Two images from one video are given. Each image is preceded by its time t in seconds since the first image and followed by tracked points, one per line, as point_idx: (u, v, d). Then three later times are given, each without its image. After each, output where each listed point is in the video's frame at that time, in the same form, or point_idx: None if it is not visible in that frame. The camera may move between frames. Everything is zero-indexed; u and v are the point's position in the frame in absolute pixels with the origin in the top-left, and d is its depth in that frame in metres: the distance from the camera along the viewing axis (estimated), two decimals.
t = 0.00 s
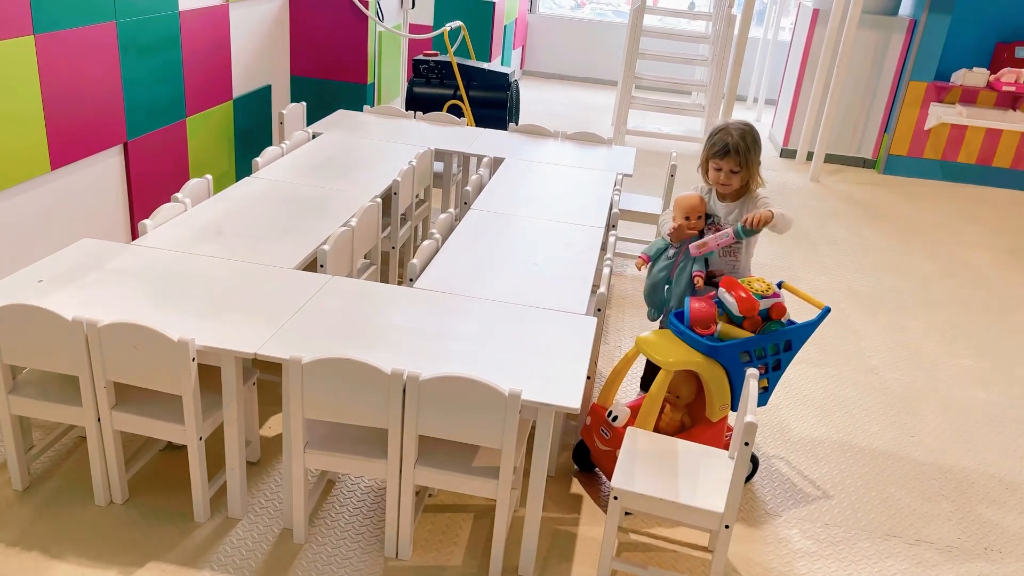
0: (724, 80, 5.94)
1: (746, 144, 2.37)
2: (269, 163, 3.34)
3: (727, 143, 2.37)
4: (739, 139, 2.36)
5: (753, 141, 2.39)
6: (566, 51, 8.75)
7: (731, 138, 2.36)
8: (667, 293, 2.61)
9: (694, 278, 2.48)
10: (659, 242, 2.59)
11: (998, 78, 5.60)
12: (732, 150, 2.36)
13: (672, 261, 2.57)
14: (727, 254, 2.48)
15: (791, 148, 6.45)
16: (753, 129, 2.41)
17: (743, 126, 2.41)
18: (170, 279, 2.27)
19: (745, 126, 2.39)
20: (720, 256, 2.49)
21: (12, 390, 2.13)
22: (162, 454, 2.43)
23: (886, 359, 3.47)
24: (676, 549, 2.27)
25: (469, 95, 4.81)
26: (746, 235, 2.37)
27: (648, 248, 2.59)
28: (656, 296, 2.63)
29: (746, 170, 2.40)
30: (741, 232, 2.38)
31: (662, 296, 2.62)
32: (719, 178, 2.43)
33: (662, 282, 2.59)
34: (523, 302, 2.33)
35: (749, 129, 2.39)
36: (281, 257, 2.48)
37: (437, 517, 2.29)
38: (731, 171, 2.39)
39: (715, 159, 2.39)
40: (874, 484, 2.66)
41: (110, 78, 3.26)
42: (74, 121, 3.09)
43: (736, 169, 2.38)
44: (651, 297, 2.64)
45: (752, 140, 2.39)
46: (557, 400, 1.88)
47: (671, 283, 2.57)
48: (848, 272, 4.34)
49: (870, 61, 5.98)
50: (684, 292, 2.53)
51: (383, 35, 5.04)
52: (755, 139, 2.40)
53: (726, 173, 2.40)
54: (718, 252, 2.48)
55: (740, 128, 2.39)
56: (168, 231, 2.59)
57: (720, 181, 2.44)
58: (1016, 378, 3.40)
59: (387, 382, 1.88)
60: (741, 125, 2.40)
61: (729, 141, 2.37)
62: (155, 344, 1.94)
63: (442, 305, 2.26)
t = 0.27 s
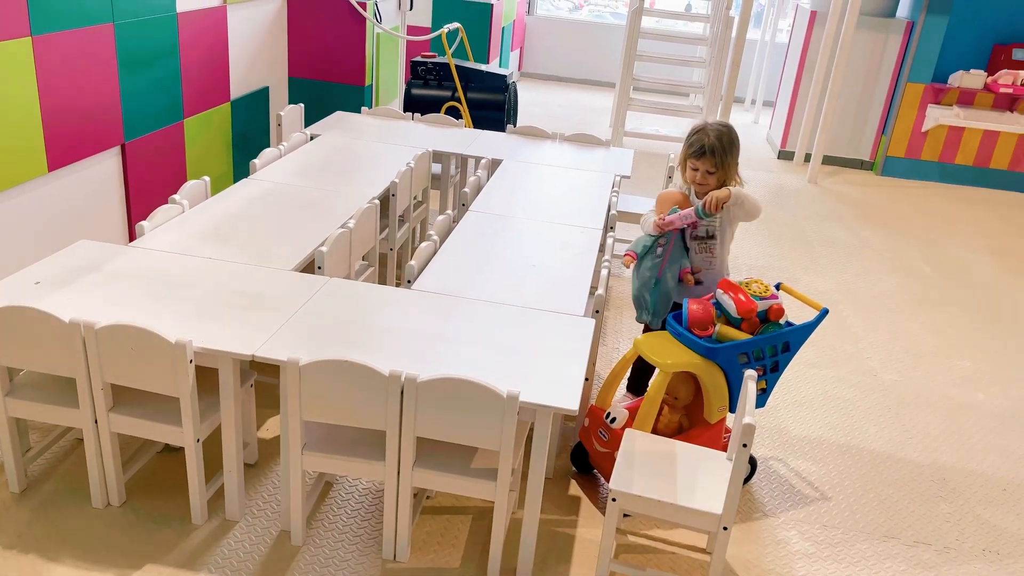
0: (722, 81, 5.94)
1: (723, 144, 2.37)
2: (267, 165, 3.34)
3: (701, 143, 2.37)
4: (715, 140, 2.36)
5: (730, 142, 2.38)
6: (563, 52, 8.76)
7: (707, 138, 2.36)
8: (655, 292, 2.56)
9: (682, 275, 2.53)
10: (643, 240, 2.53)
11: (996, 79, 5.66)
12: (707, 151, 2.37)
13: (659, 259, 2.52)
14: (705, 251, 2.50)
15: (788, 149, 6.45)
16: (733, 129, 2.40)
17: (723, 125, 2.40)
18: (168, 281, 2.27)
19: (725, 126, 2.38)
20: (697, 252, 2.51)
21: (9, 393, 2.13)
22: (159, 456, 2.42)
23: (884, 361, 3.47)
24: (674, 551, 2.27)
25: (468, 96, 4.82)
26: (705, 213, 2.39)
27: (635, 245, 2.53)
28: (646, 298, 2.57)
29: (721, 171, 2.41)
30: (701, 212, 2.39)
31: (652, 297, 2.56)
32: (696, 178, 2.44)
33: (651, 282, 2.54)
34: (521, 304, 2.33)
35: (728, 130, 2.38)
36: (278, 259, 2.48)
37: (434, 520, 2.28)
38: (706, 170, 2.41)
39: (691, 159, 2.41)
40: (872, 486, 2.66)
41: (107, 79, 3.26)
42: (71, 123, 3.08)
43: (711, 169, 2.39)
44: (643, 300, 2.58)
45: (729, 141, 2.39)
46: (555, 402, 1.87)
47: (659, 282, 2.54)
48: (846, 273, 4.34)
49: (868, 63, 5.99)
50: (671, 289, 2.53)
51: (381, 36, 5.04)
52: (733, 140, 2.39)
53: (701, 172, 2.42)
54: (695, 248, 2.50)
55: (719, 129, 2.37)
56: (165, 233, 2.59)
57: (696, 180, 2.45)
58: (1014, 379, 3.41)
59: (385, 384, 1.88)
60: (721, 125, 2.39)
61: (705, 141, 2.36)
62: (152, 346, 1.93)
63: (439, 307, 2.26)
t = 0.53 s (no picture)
0: (721, 83, 5.94)
1: (693, 142, 2.36)
2: (265, 166, 3.34)
3: (669, 138, 2.37)
4: (684, 135, 2.35)
5: (700, 139, 2.37)
6: (562, 54, 8.76)
7: (676, 134, 2.36)
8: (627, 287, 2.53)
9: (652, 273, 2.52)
10: (616, 234, 2.53)
11: (994, 81, 5.65)
12: (676, 146, 2.36)
13: (631, 254, 2.50)
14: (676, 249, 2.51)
15: (787, 151, 6.46)
16: (706, 126, 2.38)
17: (695, 122, 2.39)
18: (166, 282, 2.27)
19: (697, 123, 2.37)
20: (667, 251, 2.52)
21: (7, 395, 2.12)
22: (157, 458, 2.42)
23: (882, 362, 3.47)
24: (673, 553, 2.27)
25: (466, 98, 4.81)
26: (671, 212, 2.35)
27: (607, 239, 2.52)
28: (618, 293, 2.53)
29: (689, 168, 2.40)
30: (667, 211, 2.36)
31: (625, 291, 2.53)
32: (667, 174, 2.43)
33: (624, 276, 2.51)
34: (520, 305, 2.33)
35: (699, 127, 2.36)
36: (276, 261, 2.47)
37: (433, 522, 2.28)
38: (675, 167, 2.40)
39: (660, 154, 2.40)
40: (871, 488, 2.66)
41: (105, 81, 3.26)
42: (70, 125, 3.08)
43: (680, 165, 2.38)
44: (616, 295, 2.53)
45: (700, 138, 2.37)
46: (554, 403, 1.87)
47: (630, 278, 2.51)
48: (845, 275, 4.34)
49: (866, 64, 6.00)
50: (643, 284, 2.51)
51: (380, 38, 5.05)
52: (704, 137, 2.37)
53: (670, 169, 2.41)
54: (666, 246, 2.51)
55: (691, 125, 2.37)
56: (163, 235, 2.59)
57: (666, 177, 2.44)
58: (1012, 380, 3.41)
59: (383, 386, 1.88)
60: (693, 122, 2.38)
61: (674, 136, 2.36)
62: (150, 348, 1.93)
63: (438, 308, 2.26)
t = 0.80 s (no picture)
0: (719, 85, 5.95)
1: (670, 144, 2.36)
2: (265, 169, 3.34)
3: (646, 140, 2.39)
4: (660, 138, 2.36)
5: (678, 143, 2.36)
6: (560, 56, 8.77)
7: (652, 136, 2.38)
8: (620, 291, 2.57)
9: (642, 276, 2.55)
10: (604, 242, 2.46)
11: (992, 83, 5.63)
12: (652, 148, 2.38)
13: (621, 262, 2.54)
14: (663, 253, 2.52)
15: (785, 153, 6.47)
16: (687, 130, 2.37)
17: (678, 125, 2.38)
18: (165, 285, 2.27)
19: (677, 126, 2.37)
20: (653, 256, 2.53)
21: (5, 397, 2.12)
22: (156, 461, 2.42)
23: (881, 364, 3.47)
24: (672, 555, 2.27)
25: (464, 100, 4.81)
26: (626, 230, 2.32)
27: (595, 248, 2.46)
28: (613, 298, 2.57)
29: (664, 171, 2.40)
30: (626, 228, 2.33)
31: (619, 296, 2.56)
32: (648, 177, 2.45)
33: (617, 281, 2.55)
34: (518, 308, 2.33)
35: (677, 130, 2.36)
36: (275, 263, 2.47)
37: (432, 524, 2.28)
38: (652, 169, 2.42)
39: (640, 156, 2.43)
40: (869, 490, 2.66)
41: (104, 83, 3.26)
42: (68, 127, 3.08)
43: (656, 167, 2.40)
44: (612, 301, 2.57)
45: (677, 141, 2.37)
46: (553, 406, 1.87)
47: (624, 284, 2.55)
48: (843, 277, 4.35)
49: (864, 67, 6.01)
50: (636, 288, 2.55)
51: (379, 41, 5.05)
52: (683, 141, 2.37)
53: (649, 171, 2.43)
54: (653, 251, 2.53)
55: (670, 128, 2.37)
56: (162, 237, 2.59)
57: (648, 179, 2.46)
58: (1011, 382, 3.42)
59: (382, 388, 1.88)
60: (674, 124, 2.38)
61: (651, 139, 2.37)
62: (149, 351, 1.93)
63: (437, 311, 2.26)
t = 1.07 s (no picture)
0: (719, 87, 5.96)
1: (667, 153, 2.35)
2: (264, 171, 3.34)
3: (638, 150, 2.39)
4: (656, 146, 2.35)
5: (669, 153, 2.35)
6: (560, 58, 8.77)
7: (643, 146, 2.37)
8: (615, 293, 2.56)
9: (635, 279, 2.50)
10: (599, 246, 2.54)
11: (990, 85, 5.66)
12: (649, 156, 2.36)
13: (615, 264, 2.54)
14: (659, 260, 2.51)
15: (785, 155, 6.47)
16: (678, 139, 2.34)
17: (670, 133, 2.36)
18: (164, 287, 2.27)
19: (667, 134, 2.35)
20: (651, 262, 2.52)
21: (5, 400, 2.12)
22: (155, 463, 2.42)
23: (880, 366, 3.47)
24: (672, 557, 2.27)
25: (464, 102, 4.82)
26: (637, 242, 2.31)
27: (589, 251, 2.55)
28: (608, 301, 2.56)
29: (658, 182, 2.39)
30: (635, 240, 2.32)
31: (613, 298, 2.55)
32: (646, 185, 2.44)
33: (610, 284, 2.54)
34: (518, 310, 2.33)
35: (667, 139, 2.34)
36: (275, 265, 2.48)
37: (432, 526, 2.28)
38: (647, 179, 2.42)
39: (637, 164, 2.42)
40: (869, 491, 2.66)
41: (104, 86, 3.26)
42: (68, 130, 3.08)
43: (654, 176, 2.38)
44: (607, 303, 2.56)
45: (668, 151, 2.35)
46: (552, 407, 1.87)
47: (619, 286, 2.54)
48: (843, 279, 4.35)
49: (863, 69, 6.01)
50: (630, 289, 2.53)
51: (378, 43, 5.05)
52: (674, 150, 2.35)
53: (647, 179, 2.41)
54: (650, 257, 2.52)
55: (661, 137, 2.35)
56: (161, 240, 2.59)
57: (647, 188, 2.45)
58: (1010, 383, 3.42)
59: (382, 390, 1.88)
60: (665, 132, 2.36)
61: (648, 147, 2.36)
62: (149, 353, 1.93)
63: (437, 313, 2.26)
